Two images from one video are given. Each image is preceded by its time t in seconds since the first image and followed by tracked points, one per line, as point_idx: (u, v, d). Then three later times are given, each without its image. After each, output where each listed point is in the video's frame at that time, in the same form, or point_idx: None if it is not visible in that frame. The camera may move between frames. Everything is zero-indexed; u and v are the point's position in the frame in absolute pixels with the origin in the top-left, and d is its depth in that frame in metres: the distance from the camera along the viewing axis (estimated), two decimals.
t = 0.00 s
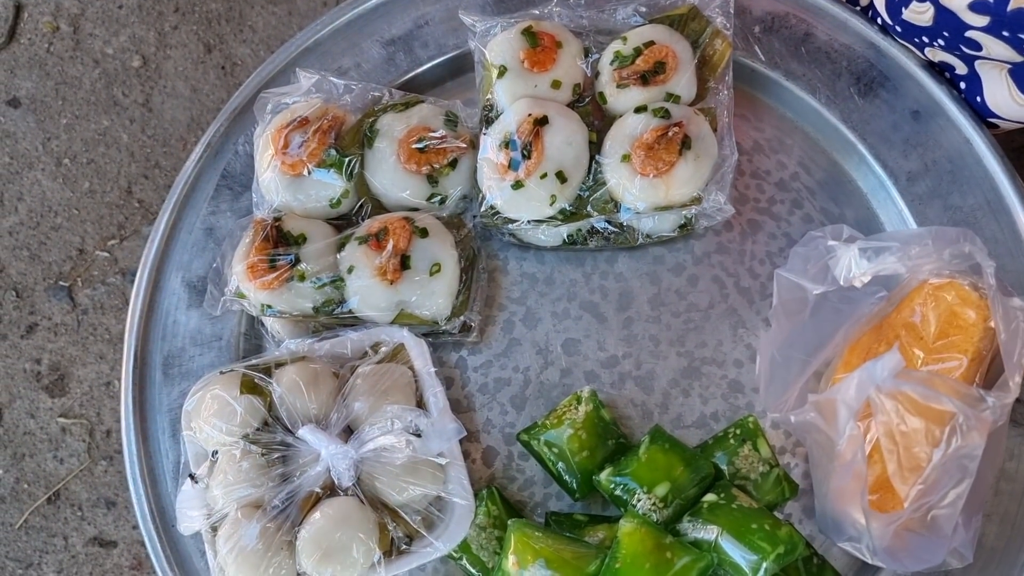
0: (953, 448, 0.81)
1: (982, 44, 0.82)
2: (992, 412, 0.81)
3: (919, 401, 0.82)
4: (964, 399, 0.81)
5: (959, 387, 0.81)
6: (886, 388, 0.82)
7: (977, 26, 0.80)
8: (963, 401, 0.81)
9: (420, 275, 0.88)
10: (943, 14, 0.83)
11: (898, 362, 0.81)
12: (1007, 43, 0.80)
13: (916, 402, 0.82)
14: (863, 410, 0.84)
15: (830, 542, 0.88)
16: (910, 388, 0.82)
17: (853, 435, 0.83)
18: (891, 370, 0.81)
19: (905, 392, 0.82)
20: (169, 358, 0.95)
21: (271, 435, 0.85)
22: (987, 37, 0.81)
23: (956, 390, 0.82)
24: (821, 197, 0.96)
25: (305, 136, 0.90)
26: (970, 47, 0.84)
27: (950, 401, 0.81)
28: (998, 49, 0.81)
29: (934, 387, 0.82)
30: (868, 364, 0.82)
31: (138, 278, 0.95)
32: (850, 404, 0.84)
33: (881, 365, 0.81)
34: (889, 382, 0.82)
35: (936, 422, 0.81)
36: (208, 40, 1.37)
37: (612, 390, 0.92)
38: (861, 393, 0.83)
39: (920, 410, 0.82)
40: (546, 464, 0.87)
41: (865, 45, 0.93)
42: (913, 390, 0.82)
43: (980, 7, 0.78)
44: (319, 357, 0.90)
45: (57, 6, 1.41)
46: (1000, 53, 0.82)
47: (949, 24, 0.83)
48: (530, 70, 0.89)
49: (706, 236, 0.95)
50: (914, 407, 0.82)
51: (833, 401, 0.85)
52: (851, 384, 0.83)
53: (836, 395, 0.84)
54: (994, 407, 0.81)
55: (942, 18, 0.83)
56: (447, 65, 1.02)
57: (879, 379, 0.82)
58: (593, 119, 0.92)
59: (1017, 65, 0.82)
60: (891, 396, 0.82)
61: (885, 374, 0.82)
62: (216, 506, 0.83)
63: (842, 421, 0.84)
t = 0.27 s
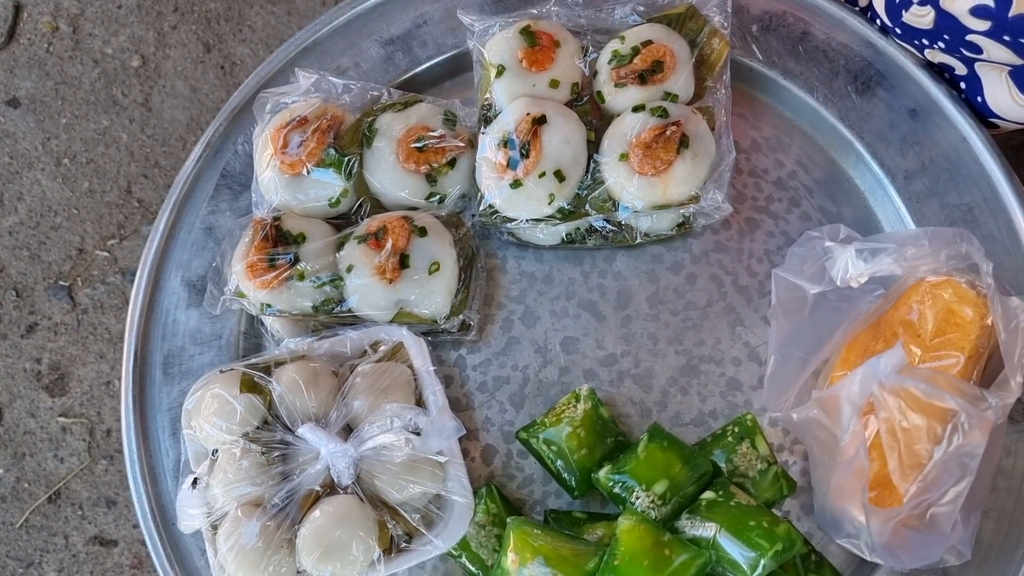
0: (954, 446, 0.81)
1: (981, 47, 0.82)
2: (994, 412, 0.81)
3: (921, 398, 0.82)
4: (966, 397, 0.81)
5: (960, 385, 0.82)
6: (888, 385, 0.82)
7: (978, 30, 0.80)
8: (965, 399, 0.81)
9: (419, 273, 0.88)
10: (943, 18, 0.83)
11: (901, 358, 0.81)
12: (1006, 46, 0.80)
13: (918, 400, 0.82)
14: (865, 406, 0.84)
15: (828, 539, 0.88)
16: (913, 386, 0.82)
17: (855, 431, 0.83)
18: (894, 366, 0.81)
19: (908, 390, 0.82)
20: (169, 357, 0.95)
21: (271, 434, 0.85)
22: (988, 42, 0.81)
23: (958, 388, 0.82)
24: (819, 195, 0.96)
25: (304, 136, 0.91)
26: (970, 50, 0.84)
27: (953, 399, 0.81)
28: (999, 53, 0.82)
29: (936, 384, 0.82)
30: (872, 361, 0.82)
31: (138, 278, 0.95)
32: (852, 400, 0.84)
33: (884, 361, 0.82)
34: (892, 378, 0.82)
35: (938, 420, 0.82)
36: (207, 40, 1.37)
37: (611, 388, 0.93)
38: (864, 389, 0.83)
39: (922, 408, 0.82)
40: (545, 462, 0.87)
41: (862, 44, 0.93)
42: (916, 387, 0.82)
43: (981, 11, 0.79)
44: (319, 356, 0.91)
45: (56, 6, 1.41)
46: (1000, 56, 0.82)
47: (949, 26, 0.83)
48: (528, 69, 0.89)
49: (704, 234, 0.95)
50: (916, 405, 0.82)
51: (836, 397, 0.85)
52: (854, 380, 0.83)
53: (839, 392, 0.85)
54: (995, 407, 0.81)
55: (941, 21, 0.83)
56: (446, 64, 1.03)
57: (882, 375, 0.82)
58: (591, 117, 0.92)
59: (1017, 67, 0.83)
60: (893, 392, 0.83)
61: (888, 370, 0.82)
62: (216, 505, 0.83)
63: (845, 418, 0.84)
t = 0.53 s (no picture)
0: (949, 442, 0.82)
1: (1016, 54, 0.82)
2: (989, 407, 0.82)
3: (914, 394, 0.83)
4: (960, 393, 0.82)
5: (955, 381, 0.82)
6: (881, 382, 0.83)
7: (1014, 39, 0.80)
8: (959, 395, 0.82)
9: (417, 270, 0.88)
10: (979, 27, 0.83)
11: (894, 357, 0.82)
12: None
13: (911, 396, 0.83)
14: (857, 403, 0.85)
15: (825, 536, 0.88)
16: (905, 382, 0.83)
17: (845, 428, 0.84)
18: (887, 364, 0.82)
19: (901, 387, 0.83)
20: (167, 355, 0.95)
21: (269, 431, 0.85)
22: None
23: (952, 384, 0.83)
24: (816, 191, 0.96)
25: (302, 133, 0.91)
26: (1002, 57, 0.84)
27: (946, 394, 0.82)
28: None
29: (929, 380, 0.83)
30: (865, 359, 0.83)
31: (136, 275, 0.95)
32: (843, 397, 0.85)
33: (876, 359, 0.82)
34: (884, 375, 0.83)
35: (932, 416, 0.82)
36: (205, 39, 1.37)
37: (608, 384, 0.93)
38: (855, 385, 0.84)
39: (915, 404, 0.83)
40: (543, 459, 0.87)
41: (859, 41, 0.93)
42: (909, 383, 0.83)
43: None
44: (317, 353, 0.91)
45: (54, 4, 1.41)
46: None
47: (984, 35, 0.83)
48: (526, 66, 0.89)
49: (702, 231, 0.95)
50: (909, 401, 0.83)
51: (825, 394, 0.86)
52: (846, 378, 0.84)
53: (830, 389, 0.85)
54: (990, 402, 0.82)
55: (976, 29, 0.83)
56: (444, 62, 1.03)
57: (874, 373, 0.83)
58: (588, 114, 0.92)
59: None
60: (886, 390, 0.83)
61: (881, 369, 0.82)
62: (214, 502, 0.83)
63: (834, 414, 0.85)
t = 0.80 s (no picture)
0: (942, 437, 0.82)
1: None
2: (981, 402, 0.82)
3: (907, 390, 0.83)
4: (952, 389, 0.82)
5: (947, 376, 0.83)
6: (874, 379, 0.83)
7: None
8: (951, 391, 0.82)
9: (416, 267, 0.88)
10: None
11: (885, 354, 0.82)
12: None
13: (904, 393, 0.83)
14: (851, 401, 0.85)
15: (823, 533, 0.88)
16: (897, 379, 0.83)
17: (839, 426, 0.84)
18: (879, 361, 0.82)
19: (893, 383, 0.83)
20: (166, 352, 0.95)
21: (268, 428, 0.85)
22: None
23: (943, 379, 0.83)
24: (815, 188, 0.96)
25: (300, 130, 0.91)
26: None
27: (938, 390, 0.82)
28: None
29: (921, 375, 0.83)
30: (856, 356, 0.82)
31: (135, 272, 0.96)
32: (837, 394, 0.85)
33: (868, 357, 0.82)
34: (876, 373, 0.83)
35: (925, 411, 0.82)
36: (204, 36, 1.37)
37: (607, 381, 0.93)
38: (848, 382, 0.84)
39: (909, 400, 0.83)
40: (541, 456, 0.87)
41: (858, 38, 0.93)
42: (901, 380, 0.83)
43: None
44: (316, 350, 0.91)
45: (53, 2, 1.41)
46: None
47: None
48: (525, 64, 0.90)
49: (700, 228, 0.95)
50: (903, 397, 0.83)
51: (819, 392, 0.86)
52: (838, 376, 0.84)
53: (823, 386, 0.85)
54: (982, 396, 0.82)
55: None
56: (443, 59, 1.02)
57: (867, 370, 0.83)
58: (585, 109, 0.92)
59: None
60: (879, 386, 0.83)
61: (874, 366, 0.82)
62: (213, 498, 0.83)
63: (828, 412, 0.85)
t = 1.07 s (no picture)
0: (939, 430, 0.82)
1: None
2: (978, 396, 0.82)
3: (905, 381, 0.83)
4: (950, 380, 0.81)
5: (944, 369, 0.82)
6: (871, 370, 0.83)
7: None
8: (949, 384, 0.81)
9: (413, 261, 0.87)
10: None
11: (883, 345, 0.82)
12: None
13: (903, 384, 0.83)
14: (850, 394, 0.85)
15: (821, 528, 0.87)
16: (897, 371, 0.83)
17: (840, 418, 0.84)
18: (876, 353, 0.82)
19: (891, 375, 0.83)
20: (162, 346, 0.95)
21: (264, 422, 0.85)
22: None
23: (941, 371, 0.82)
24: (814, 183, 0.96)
25: (297, 124, 0.90)
26: None
27: (936, 381, 0.82)
28: None
29: (919, 366, 0.82)
30: (855, 348, 0.82)
31: (131, 266, 0.95)
32: (836, 387, 0.84)
33: (866, 348, 0.82)
34: (874, 364, 0.82)
35: (922, 404, 0.82)
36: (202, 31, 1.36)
37: (605, 376, 0.92)
38: (847, 374, 0.84)
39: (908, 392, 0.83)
40: (538, 451, 0.87)
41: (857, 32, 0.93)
42: (900, 371, 0.83)
43: None
44: (312, 345, 0.91)
45: None
46: None
47: None
48: (522, 58, 0.89)
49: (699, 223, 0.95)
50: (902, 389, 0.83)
51: (819, 384, 0.85)
52: (836, 368, 0.84)
53: (822, 378, 0.85)
54: (979, 390, 0.81)
55: None
56: (440, 53, 1.02)
57: (864, 361, 0.82)
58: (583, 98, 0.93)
59: None
60: (877, 377, 0.83)
61: (871, 357, 0.82)
62: (209, 493, 0.83)
63: (828, 404, 0.85)
